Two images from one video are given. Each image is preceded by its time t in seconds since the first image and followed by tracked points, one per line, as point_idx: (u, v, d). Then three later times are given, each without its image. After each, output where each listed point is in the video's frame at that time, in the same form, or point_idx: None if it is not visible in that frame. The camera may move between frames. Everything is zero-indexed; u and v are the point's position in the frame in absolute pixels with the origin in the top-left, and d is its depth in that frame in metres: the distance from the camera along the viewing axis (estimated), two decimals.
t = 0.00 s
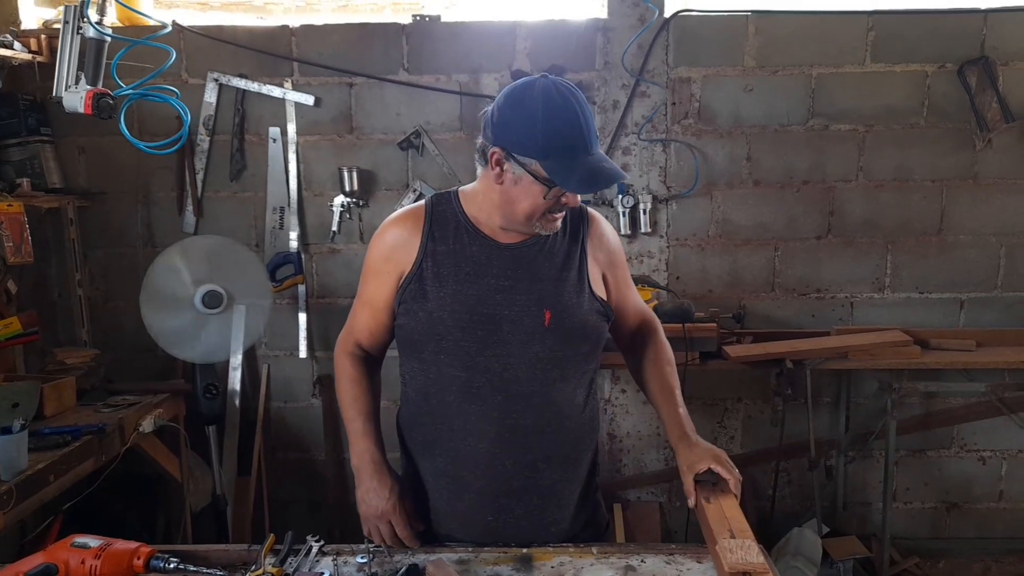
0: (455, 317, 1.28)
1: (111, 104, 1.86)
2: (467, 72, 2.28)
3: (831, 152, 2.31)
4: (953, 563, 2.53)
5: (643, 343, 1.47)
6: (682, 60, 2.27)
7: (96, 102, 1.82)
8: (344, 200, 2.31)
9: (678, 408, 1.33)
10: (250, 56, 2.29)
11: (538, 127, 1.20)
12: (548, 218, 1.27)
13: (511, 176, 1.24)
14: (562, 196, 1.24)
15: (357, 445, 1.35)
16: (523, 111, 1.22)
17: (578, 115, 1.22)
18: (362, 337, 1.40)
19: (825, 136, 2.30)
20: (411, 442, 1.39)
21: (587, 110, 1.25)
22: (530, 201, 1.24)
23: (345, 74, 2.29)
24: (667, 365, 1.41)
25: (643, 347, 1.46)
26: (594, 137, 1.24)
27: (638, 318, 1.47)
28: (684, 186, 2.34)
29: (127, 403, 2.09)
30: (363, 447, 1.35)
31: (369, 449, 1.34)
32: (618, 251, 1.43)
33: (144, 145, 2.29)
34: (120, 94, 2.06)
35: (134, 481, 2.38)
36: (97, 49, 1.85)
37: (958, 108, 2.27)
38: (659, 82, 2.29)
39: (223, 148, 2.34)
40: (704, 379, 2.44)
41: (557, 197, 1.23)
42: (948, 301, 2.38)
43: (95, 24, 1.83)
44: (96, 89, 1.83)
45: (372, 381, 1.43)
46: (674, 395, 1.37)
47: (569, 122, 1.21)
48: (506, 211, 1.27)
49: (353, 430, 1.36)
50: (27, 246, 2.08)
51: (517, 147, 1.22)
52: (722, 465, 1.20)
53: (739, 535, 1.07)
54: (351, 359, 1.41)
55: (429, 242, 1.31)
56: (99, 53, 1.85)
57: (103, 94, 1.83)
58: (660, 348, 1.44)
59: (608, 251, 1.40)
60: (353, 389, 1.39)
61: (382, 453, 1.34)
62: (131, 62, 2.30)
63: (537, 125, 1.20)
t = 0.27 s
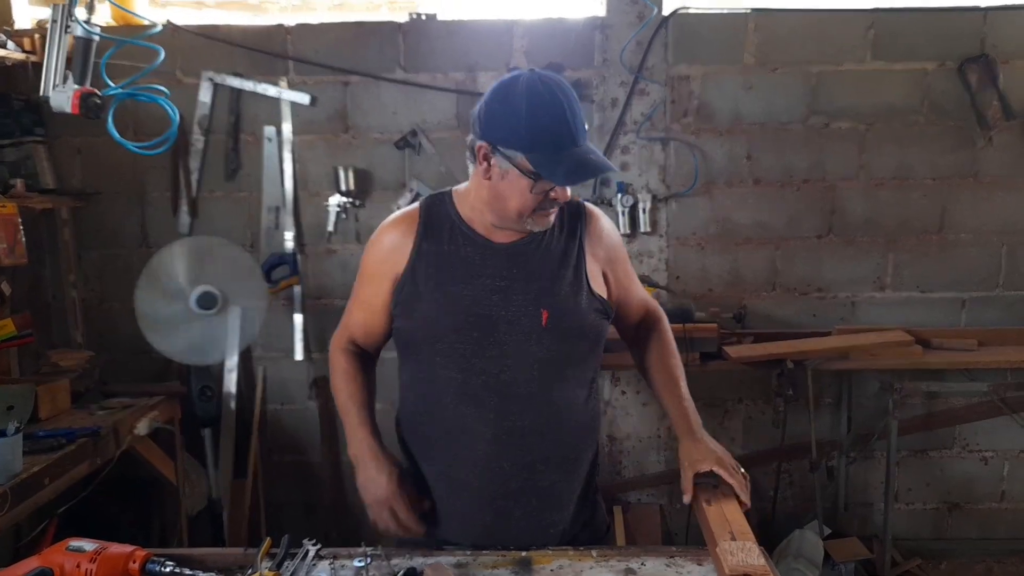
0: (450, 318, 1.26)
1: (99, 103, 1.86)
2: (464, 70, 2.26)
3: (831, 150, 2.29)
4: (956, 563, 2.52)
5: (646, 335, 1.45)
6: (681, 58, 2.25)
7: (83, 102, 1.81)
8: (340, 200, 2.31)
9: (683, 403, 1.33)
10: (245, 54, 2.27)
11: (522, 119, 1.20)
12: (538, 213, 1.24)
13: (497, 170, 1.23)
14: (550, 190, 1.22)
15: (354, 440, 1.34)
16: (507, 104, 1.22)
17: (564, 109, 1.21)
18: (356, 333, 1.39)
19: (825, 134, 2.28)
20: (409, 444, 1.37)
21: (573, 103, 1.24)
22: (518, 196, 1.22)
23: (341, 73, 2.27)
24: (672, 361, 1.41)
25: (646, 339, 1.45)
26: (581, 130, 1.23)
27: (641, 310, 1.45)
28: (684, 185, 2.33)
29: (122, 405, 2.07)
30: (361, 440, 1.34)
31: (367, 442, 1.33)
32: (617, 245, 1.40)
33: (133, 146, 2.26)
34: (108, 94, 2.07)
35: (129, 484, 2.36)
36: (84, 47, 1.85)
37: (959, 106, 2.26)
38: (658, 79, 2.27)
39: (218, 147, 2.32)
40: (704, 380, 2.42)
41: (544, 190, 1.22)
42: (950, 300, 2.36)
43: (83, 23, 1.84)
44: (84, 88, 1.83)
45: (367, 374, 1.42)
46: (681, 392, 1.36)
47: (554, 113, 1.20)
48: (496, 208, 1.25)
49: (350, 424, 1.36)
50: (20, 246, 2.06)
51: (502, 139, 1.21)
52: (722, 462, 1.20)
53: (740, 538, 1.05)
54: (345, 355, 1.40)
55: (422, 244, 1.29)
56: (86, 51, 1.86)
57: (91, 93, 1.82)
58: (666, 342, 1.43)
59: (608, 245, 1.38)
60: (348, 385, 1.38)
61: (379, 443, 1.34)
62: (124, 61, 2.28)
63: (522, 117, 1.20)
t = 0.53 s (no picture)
0: (450, 318, 1.28)
1: (101, 104, 1.86)
2: (464, 71, 2.27)
3: (829, 150, 2.30)
4: (953, 561, 2.53)
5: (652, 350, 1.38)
6: (680, 59, 2.26)
7: (84, 103, 1.82)
8: (342, 201, 2.31)
9: (694, 431, 1.25)
10: (247, 55, 2.28)
11: (478, 90, 1.25)
12: (497, 183, 1.23)
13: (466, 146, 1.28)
14: (503, 156, 1.22)
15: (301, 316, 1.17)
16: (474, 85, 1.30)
17: (525, 80, 1.25)
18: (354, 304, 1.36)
19: (824, 134, 2.29)
20: (412, 441, 1.39)
21: (538, 79, 1.27)
22: (476, 165, 1.24)
23: (341, 74, 2.28)
24: (686, 384, 1.33)
25: (654, 356, 1.37)
26: (538, 100, 1.24)
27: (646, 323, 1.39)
28: (683, 185, 2.34)
29: (124, 404, 2.08)
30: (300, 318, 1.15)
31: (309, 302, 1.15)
32: (622, 249, 1.37)
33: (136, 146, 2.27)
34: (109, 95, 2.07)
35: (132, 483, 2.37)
36: (86, 49, 1.86)
37: (957, 106, 2.27)
38: (657, 80, 2.28)
39: (220, 148, 2.33)
40: (704, 379, 2.43)
41: (498, 157, 1.22)
42: (948, 299, 2.38)
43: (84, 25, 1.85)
44: (86, 89, 1.84)
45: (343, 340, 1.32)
46: (693, 416, 1.29)
47: (509, 84, 1.24)
48: (472, 187, 1.29)
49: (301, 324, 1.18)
50: (22, 247, 2.07)
51: (464, 115, 1.28)
52: (738, 496, 1.13)
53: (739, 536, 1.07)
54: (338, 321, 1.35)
55: (424, 242, 1.30)
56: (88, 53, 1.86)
57: (92, 94, 1.83)
58: (677, 362, 1.35)
59: (611, 249, 1.35)
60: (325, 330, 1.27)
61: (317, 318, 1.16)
62: (125, 62, 2.29)
63: (478, 89, 1.26)
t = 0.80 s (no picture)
0: (452, 318, 1.29)
1: (110, 104, 1.87)
2: (466, 73, 2.28)
3: (829, 154, 2.31)
4: (952, 564, 2.54)
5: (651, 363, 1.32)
6: (681, 62, 2.27)
7: (94, 104, 1.83)
8: (343, 201, 2.32)
9: (696, 453, 1.16)
10: (250, 56, 2.29)
11: (483, 85, 1.28)
12: (500, 177, 1.25)
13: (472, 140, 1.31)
14: (506, 151, 1.24)
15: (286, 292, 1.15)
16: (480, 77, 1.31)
17: (528, 73, 1.26)
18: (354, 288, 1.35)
19: (823, 138, 2.30)
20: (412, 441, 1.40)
21: (543, 72, 1.27)
22: (480, 158, 1.26)
23: (344, 76, 2.29)
24: (688, 405, 1.25)
25: (655, 369, 1.31)
26: (541, 93, 1.25)
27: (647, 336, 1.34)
28: (683, 188, 2.35)
29: (126, 403, 2.09)
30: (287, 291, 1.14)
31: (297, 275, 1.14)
32: (628, 260, 1.37)
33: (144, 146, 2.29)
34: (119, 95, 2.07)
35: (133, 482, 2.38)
36: (95, 49, 1.85)
37: (956, 110, 2.28)
38: (658, 83, 2.29)
39: (222, 148, 2.34)
40: (703, 381, 2.44)
41: (502, 151, 1.24)
42: (946, 303, 2.38)
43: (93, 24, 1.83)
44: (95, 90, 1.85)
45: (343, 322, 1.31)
46: (694, 438, 1.20)
47: (513, 77, 1.26)
48: (477, 181, 1.31)
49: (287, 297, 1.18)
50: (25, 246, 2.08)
51: (470, 108, 1.30)
52: (740, 516, 1.03)
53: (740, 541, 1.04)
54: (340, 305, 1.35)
55: (429, 240, 1.31)
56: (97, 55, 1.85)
57: (102, 95, 1.84)
58: (681, 381, 1.27)
59: (615, 256, 1.35)
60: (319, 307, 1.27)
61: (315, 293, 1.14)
62: (129, 62, 2.30)
63: (483, 83, 1.28)
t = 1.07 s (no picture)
0: (452, 319, 1.29)
1: (119, 101, 1.86)
2: (467, 72, 2.28)
3: (830, 154, 2.31)
4: (950, 564, 2.54)
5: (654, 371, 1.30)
6: (682, 61, 2.27)
7: (103, 100, 1.82)
8: (343, 199, 2.32)
9: (699, 465, 1.15)
10: (251, 54, 2.29)
11: (491, 84, 1.27)
12: (510, 176, 1.24)
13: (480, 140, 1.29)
14: (517, 149, 1.23)
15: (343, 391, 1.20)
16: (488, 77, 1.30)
17: (537, 71, 1.25)
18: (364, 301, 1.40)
19: (824, 138, 2.30)
20: (412, 440, 1.40)
21: (551, 70, 1.27)
22: (489, 157, 1.25)
23: (344, 73, 2.29)
24: (690, 415, 1.23)
25: (657, 376, 1.29)
26: (551, 91, 1.25)
27: (651, 344, 1.33)
28: (684, 187, 2.35)
29: (125, 400, 2.09)
30: (350, 393, 1.19)
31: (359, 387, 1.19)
32: (634, 265, 1.35)
33: (151, 142, 2.28)
34: (128, 92, 2.07)
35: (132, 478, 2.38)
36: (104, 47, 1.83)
37: (957, 111, 2.28)
38: (659, 83, 2.29)
39: (222, 146, 2.34)
40: (702, 380, 2.44)
41: (512, 150, 1.23)
42: (946, 303, 2.39)
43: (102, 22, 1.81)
44: (104, 86, 1.84)
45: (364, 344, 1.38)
46: (696, 449, 1.19)
47: (522, 76, 1.25)
48: (484, 181, 1.30)
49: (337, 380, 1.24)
50: (25, 242, 2.08)
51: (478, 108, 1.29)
52: (746, 522, 1.03)
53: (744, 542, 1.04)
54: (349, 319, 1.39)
55: (432, 239, 1.32)
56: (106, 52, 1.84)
57: (111, 91, 1.83)
58: (681, 389, 1.25)
59: (622, 262, 1.34)
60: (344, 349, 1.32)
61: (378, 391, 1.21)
62: (131, 59, 2.30)
63: (491, 83, 1.27)
